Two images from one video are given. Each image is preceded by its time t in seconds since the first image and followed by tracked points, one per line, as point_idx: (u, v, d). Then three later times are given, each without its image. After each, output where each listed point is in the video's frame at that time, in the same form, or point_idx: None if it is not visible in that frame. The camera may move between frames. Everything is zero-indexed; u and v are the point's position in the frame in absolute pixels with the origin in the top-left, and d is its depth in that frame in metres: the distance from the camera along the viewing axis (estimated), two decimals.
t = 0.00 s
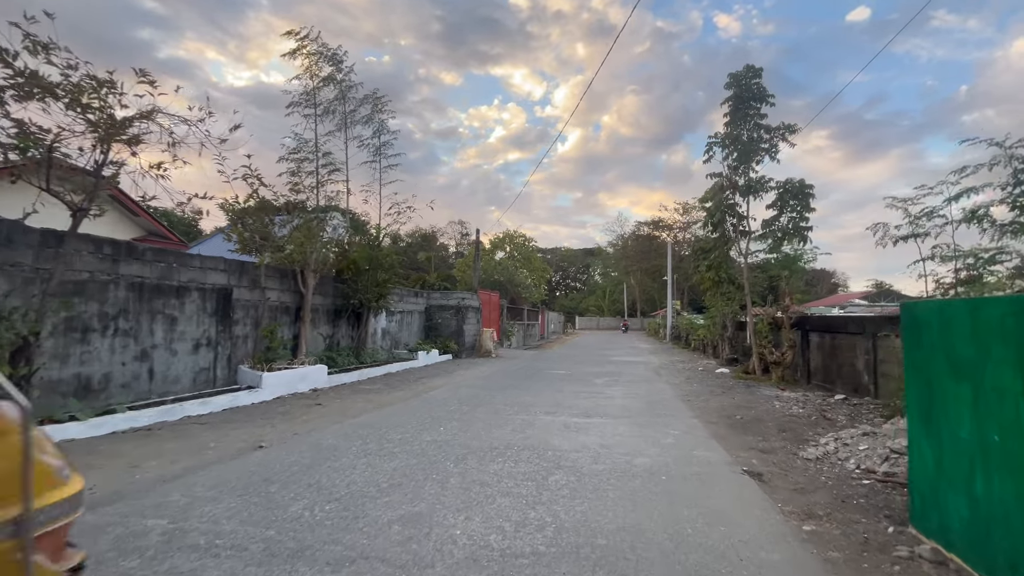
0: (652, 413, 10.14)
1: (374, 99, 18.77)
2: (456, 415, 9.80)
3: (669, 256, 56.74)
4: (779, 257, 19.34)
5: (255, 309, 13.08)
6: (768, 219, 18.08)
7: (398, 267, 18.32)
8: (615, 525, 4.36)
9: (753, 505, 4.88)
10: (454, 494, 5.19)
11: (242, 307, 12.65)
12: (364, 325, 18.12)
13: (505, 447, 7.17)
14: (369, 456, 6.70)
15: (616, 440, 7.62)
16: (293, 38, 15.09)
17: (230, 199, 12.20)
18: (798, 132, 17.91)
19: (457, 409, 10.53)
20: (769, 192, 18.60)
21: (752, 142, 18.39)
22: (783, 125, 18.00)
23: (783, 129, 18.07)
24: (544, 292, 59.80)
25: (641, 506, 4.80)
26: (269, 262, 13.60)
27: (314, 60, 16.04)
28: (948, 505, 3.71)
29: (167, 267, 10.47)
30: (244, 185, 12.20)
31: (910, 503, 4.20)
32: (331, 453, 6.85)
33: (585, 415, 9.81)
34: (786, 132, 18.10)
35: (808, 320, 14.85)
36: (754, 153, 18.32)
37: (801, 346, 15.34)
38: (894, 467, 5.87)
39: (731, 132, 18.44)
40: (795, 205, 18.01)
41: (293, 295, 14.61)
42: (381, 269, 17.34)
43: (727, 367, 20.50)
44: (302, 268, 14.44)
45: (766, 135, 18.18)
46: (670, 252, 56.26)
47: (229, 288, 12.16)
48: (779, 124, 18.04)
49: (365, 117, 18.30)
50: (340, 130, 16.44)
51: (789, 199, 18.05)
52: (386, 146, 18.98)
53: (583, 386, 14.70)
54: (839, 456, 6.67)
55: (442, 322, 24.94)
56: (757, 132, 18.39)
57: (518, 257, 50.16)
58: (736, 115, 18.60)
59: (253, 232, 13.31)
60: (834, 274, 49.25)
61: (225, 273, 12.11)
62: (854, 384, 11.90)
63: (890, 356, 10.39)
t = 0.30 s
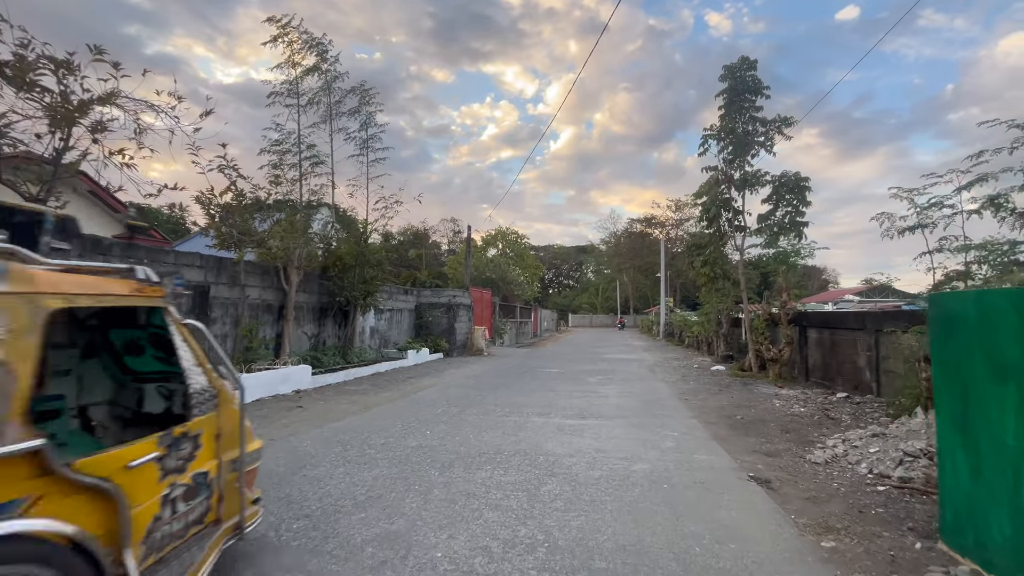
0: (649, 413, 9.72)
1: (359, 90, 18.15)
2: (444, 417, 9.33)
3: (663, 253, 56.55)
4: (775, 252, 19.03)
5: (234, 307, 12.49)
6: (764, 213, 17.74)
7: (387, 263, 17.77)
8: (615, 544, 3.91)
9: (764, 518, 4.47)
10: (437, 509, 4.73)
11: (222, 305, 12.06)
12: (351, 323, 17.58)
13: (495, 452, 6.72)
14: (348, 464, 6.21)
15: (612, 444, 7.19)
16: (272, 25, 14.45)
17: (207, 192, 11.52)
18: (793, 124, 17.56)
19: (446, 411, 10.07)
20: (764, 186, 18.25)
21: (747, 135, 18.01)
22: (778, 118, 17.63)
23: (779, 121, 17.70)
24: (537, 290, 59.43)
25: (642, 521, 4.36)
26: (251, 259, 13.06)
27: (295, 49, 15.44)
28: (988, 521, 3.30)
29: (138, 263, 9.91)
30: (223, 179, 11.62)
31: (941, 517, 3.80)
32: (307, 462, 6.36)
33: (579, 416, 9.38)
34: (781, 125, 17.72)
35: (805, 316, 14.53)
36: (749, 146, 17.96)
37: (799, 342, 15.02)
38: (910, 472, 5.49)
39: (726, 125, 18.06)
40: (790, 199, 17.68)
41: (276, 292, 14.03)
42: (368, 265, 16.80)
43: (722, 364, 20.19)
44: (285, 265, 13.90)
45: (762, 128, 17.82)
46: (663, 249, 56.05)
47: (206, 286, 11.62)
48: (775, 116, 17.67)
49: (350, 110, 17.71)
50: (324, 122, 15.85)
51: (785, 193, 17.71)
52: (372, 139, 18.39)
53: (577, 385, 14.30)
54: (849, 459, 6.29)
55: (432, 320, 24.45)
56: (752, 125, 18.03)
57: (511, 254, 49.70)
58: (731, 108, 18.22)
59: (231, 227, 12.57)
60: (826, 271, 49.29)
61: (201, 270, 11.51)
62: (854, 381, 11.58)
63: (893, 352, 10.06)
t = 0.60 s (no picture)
0: (648, 414, 9.27)
1: (347, 80, 17.53)
2: (433, 420, 8.84)
3: (657, 250, 56.25)
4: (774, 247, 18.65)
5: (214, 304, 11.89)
6: (763, 207, 17.36)
7: (377, 259, 17.21)
8: (619, 570, 3.44)
9: (781, 536, 4.02)
10: (418, 526, 4.25)
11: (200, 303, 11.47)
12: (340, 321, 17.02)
13: (485, 459, 6.24)
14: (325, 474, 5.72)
15: (611, 448, 6.73)
16: (252, 9, 13.83)
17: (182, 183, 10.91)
18: (793, 116, 17.15)
19: (436, 413, 9.58)
20: (763, 179, 17.85)
21: (746, 127, 17.59)
22: (778, 109, 17.21)
23: (778, 113, 17.29)
24: (531, 288, 58.92)
25: (648, 541, 3.88)
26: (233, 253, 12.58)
27: (279, 36, 14.81)
28: None
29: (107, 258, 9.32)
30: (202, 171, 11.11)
31: (987, 536, 3.38)
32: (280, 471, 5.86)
33: (575, 417, 8.95)
34: (781, 117, 17.31)
35: (807, 312, 14.14)
36: (748, 138, 17.54)
37: (799, 339, 14.64)
38: (935, 480, 5.06)
39: (725, 116, 17.63)
40: (790, 193, 17.29)
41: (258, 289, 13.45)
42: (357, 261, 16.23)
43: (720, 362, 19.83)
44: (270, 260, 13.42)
45: (761, 120, 17.40)
46: (658, 246, 55.76)
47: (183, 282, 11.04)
48: (775, 108, 17.25)
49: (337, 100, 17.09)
50: (309, 112, 15.24)
51: (784, 186, 17.32)
52: (361, 130, 17.82)
53: (573, 384, 13.87)
54: (865, 465, 5.86)
55: (424, 317, 23.93)
56: (751, 117, 17.60)
57: (505, 251, 49.20)
58: (730, 100, 17.80)
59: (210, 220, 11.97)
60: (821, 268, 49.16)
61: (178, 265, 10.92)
62: (859, 379, 11.21)
63: (901, 349, 9.68)
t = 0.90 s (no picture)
0: (647, 419, 8.81)
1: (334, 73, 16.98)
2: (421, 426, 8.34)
3: (652, 250, 55.94)
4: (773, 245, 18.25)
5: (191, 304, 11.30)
6: (762, 205, 16.98)
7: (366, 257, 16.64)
8: None
9: (802, 564, 3.56)
10: (394, 555, 3.75)
11: (175, 302, 10.87)
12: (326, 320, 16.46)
13: (474, 472, 5.73)
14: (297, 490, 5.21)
15: (610, 458, 6.25)
16: None
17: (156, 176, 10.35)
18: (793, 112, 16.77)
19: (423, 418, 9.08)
20: (762, 176, 17.46)
21: (745, 123, 17.20)
22: (777, 105, 16.83)
23: (778, 108, 16.91)
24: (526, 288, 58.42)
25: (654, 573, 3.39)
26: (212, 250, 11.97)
27: (263, 25, 14.24)
28: None
29: (71, 254, 8.77)
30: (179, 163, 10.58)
31: None
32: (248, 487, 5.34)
33: (570, 423, 8.48)
34: (781, 112, 16.93)
35: (808, 312, 13.74)
36: (748, 135, 17.16)
37: (800, 340, 14.25)
38: (966, 496, 4.60)
39: (723, 112, 17.23)
40: (789, 190, 16.91)
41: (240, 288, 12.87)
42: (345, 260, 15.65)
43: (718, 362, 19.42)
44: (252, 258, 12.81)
45: (760, 116, 17.01)
46: (653, 246, 55.46)
47: (157, 280, 10.42)
48: (774, 103, 16.86)
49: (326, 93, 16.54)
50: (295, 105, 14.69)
51: (784, 183, 16.94)
52: (350, 125, 17.27)
53: (568, 386, 13.43)
54: (885, 477, 5.40)
55: (416, 318, 23.37)
56: (750, 113, 17.21)
57: (499, 250, 48.71)
58: (729, 95, 17.41)
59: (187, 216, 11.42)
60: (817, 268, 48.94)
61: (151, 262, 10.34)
62: (864, 381, 10.80)
63: (910, 351, 9.27)
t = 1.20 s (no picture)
0: (645, 431, 8.32)
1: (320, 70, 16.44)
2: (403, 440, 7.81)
3: (646, 255, 55.69)
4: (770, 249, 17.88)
5: (163, 309, 10.68)
6: (758, 207, 16.65)
7: (352, 260, 16.05)
8: None
9: None
10: None
11: (145, 306, 10.26)
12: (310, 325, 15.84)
13: (457, 495, 5.20)
14: (258, 517, 4.64)
15: (606, 477, 5.75)
16: None
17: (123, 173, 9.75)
18: (790, 113, 16.47)
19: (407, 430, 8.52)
20: (759, 179, 17.13)
21: (741, 125, 16.88)
22: (774, 106, 16.53)
23: (775, 110, 16.60)
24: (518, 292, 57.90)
25: None
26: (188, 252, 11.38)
27: (245, 19, 13.71)
28: None
29: (27, 254, 8.17)
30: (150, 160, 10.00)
31: None
32: (204, 513, 4.77)
33: (563, 435, 7.97)
34: (777, 114, 16.63)
35: (808, 317, 13.33)
36: (744, 136, 16.83)
37: (799, 346, 13.85)
38: (1003, 524, 4.13)
39: (719, 113, 16.92)
40: (786, 192, 16.58)
41: (217, 291, 12.26)
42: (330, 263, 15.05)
43: (714, 369, 18.99)
44: (231, 260, 12.22)
45: (756, 117, 16.70)
46: (646, 250, 55.25)
47: (124, 283, 9.81)
48: (771, 104, 16.56)
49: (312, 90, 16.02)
50: (278, 101, 14.15)
51: (781, 186, 16.62)
52: (337, 124, 16.77)
53: (561, 394, 12.93)
54: (906, 498, 4.91)
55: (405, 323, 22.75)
56: (746, 114, 16.90)
57: (491, 254, 48.20)
58: (724, 96, 17.09)
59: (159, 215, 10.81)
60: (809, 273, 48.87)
61: (118, 264, 9.72)
62: (868, 389, 10.40)
63: (918, 358, 8.87)
